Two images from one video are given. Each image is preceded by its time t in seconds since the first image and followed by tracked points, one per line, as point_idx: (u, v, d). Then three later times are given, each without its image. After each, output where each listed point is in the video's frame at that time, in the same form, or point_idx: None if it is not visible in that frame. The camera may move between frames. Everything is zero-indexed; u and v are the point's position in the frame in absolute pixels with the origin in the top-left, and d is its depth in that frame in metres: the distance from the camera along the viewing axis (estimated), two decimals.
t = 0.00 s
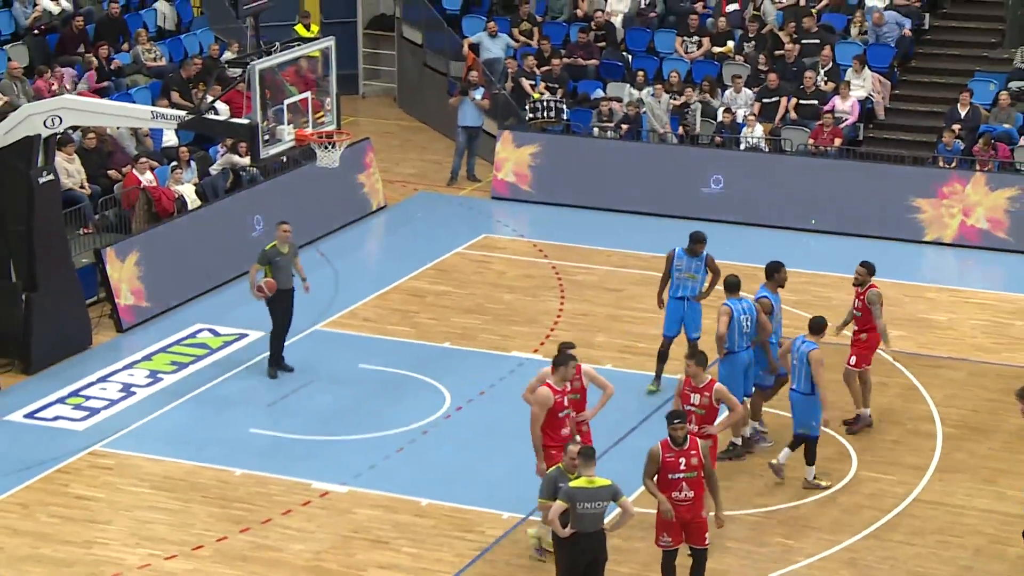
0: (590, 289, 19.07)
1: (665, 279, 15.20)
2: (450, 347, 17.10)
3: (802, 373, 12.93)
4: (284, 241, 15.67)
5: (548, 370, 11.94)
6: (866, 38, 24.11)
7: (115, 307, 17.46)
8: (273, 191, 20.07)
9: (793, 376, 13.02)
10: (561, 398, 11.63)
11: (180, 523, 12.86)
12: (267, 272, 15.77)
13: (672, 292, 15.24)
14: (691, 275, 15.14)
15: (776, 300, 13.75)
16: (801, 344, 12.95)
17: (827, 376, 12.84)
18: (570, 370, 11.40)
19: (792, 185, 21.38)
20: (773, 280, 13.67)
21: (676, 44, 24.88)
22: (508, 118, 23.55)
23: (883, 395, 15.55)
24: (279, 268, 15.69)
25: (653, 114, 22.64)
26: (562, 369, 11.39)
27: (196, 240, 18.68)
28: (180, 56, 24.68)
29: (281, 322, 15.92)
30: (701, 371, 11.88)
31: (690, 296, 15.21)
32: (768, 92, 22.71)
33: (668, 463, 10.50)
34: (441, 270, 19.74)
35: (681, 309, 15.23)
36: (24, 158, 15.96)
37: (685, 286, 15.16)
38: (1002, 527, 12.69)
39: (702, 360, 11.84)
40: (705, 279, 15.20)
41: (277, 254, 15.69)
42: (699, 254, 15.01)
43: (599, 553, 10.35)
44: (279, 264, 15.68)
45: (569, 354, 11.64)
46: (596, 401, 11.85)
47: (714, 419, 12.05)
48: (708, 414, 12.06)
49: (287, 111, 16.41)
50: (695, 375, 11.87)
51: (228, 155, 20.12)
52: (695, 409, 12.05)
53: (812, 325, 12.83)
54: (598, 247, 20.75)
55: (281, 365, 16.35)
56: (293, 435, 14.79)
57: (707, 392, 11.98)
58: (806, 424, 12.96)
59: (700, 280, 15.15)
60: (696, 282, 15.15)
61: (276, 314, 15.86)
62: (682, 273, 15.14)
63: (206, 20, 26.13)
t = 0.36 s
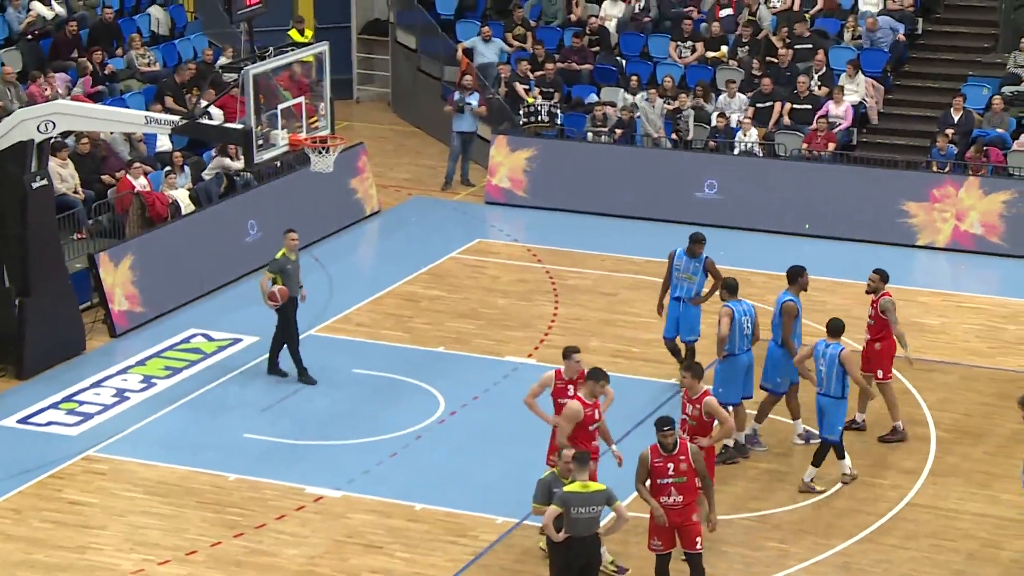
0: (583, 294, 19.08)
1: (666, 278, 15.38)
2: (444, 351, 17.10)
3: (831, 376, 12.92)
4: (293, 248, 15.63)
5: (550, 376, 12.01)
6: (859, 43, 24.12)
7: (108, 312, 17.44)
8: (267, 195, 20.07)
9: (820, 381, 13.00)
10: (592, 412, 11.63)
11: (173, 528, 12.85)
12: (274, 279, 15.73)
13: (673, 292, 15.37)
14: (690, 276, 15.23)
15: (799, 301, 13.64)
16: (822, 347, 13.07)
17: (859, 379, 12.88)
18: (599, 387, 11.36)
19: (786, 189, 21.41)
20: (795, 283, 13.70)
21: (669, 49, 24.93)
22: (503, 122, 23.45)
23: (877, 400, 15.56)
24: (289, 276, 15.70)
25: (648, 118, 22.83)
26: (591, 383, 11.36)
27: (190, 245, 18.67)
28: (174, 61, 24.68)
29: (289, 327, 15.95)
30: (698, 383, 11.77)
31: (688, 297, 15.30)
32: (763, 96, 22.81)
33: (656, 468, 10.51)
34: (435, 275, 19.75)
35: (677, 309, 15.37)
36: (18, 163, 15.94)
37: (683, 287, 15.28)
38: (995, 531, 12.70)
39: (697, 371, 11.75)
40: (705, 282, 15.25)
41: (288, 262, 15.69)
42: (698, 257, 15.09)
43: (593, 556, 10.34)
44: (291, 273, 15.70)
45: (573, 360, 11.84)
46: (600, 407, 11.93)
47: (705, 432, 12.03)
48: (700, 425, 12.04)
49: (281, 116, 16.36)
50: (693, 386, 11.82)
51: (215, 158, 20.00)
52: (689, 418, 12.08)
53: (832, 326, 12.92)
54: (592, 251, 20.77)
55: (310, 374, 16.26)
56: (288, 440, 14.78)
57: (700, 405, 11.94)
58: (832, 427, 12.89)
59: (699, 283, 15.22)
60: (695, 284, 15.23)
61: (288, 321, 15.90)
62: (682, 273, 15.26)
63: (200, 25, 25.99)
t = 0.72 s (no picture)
0: (577, 298, 19.08)
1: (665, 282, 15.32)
2: (438, 355, 17.10)
3: (854, 373, 13.05)
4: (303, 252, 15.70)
5: (555, 380, 12.02)
6: (852, 47, 24.13)
7: (101, 317, 17.42)
8: (259, 199, 20.07)
9: (846, 379, 13.10)
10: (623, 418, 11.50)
11: (166, 533, 12.84)
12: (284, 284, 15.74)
13: (675, 295, 15.33)
14: (688, 277, 15.24)
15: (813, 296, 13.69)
16: (844, 345, 13.03)
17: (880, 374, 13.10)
18: (627, 395, 11.35)
19: (778, 193, 21.42)
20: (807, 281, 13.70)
21: (662, 53, 24.95)
22: (496, 126, 23.89)
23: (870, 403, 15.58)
24: (300, 281, 15.78)
25: (641, 121, 22.84)
26: (619, 391, 11.34)
27: (183, 248, 18.66)
28: (167, 65, 24.66)
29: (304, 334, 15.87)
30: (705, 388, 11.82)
31: (689, 297, 15.27)
32: (755, 100, 22.67)
33: (653, 470, 10.58)
34: (429, 278, 19.75)
35: (680, 310, 15.29)
36: (11, 167, 15.93)
37: (682, 288, 15.26)
38: (988, 535, 12.71)
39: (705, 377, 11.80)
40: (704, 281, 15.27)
41: (299, 267, 15.76)
42: (692, 254, 15.18)
43: (588, 559, 10.34)
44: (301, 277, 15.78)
45: (579, 363, 11.92)
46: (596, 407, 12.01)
47: (704, 438, 12.10)
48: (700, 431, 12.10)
49: (274, 120, 16.36)
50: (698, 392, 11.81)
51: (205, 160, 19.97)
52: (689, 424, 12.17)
53: (850, 325, 12.99)
54: (585, 255, 20.79)
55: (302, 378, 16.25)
56: (281, 444, 14.78)
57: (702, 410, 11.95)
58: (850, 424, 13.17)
59: (698, 282, 15.23)
60: (694, 284, 15.24)
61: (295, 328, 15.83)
62: (679, 275, 15.26)
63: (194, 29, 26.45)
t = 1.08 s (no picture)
0: (572, 300, 19.09)
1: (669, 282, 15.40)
2: (433, 358, 17.10)
3: (885, 374, 13.06)
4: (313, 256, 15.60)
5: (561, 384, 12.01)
6: (846, 49, 24.16)
7: (97, 320, 17.41)
8: (254, 202, 20.07)
9: (880, 381, 13.09)
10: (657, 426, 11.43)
11: (161, 536, 12.83)
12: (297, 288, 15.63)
13: (679, 295, 15.41)
14: (693, 276, 15.32)
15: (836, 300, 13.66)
16: (881, 346, 13.02)
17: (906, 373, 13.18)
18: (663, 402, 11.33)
19: (773, 195, 21.43)
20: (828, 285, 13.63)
21: (657, 55, 24.96)
22: (491, 129, 24.04)
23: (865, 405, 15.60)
24: (311, 285, 15.66)
25: (637, 125, 22.88)
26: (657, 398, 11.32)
27: (178, 251, 18.65)
28: (162, 68, 24.67)
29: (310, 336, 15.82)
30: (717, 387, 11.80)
31: (695, 297, 15.37)
32: (751, 103, 22.82)
33: (660, 473, 10.56)
34: (424, 280, 19.75)
35: (685, 310, 15.41)
36: (5, 170, 15.92)
37: (687, 288, 15.36)
38: (984, 537, 12.72)
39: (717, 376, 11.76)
40: (708, 280, 15.36)
41: (310, 271, 15.66)
42: (695, 254, 15.23)
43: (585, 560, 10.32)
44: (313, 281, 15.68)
45: (585, 367, 11.89)
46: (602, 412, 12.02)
47: (722, 438, 11.94)
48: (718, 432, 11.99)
49: (270, 123, 16.36)
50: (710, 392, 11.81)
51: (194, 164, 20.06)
52: (705, 426, 11.98)
53: (882, 327, 13.03)
54: (580, 257, 20.79)
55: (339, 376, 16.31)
56: (276, 447, 14.77)
57: (717, 410, 11.87)
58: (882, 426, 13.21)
59: (702, 281, 15.31)
60: (699, 283, 15.32)
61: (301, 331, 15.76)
62: (683, 275, 15.33)
63: (190, 32, 26.46)
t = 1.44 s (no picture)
0: (567, 301, 19.10)
1: (679, 281, 15.49)
2: (428, 359, 17.11)
3: (915, 375, 13.18)
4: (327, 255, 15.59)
5: (564, 391, 11.97)
6: (841, 50, 24.17)
7: (92, 322, 17.40)
8: (249, 202, 20.07)
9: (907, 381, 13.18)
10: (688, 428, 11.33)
11: (157, 537, 12.83)
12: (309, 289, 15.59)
13: (688, 294, 15.43)
14: (701, 275, 15.39)
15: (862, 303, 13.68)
16: (912, 347, 13.17)
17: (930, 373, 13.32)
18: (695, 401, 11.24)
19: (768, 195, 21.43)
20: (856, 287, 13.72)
21: (652, 56, 24.98)
22: (486, 129, 24.11)
23: (860, 406, 15.61)
24: (324, 284, 15.59)
25: (631, 126, 22.79)
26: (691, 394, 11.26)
27: (173, 252, 18.65)
28: (157, 69, 24.66)
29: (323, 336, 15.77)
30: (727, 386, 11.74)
31: (703, 297, 15.35)
32: (745, 104, 22.85)
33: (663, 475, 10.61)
34: (419, 281, 19.75)
35: (691, 309, 15.32)
36: None
37: (695, 287, 15.39)
38: (979, 538, 12.73)
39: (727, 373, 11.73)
40: (715, 281, 15.41)
41: (322, 270, 15.59)
42: (706, 254, 15.29)
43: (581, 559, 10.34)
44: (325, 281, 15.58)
45: (586, 371, 11.86)
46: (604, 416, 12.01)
47: (736, 437, 11.85)
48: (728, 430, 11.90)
49: (264, 124, 16.39)
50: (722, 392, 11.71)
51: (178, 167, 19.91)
52: (718, 426, 11.87)
53: (908, 327, 13.17)
54: (575, 258, 20.79)
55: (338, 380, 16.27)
56: (271, 448, 14.76)
57: (729, 409, 11.78)
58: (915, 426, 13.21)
59: (710, 281, 15.36)
60: (707, 282, 15.37)
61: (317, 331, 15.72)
62: (693, 273, 15.41)
63: (184, 33, 26.50)
